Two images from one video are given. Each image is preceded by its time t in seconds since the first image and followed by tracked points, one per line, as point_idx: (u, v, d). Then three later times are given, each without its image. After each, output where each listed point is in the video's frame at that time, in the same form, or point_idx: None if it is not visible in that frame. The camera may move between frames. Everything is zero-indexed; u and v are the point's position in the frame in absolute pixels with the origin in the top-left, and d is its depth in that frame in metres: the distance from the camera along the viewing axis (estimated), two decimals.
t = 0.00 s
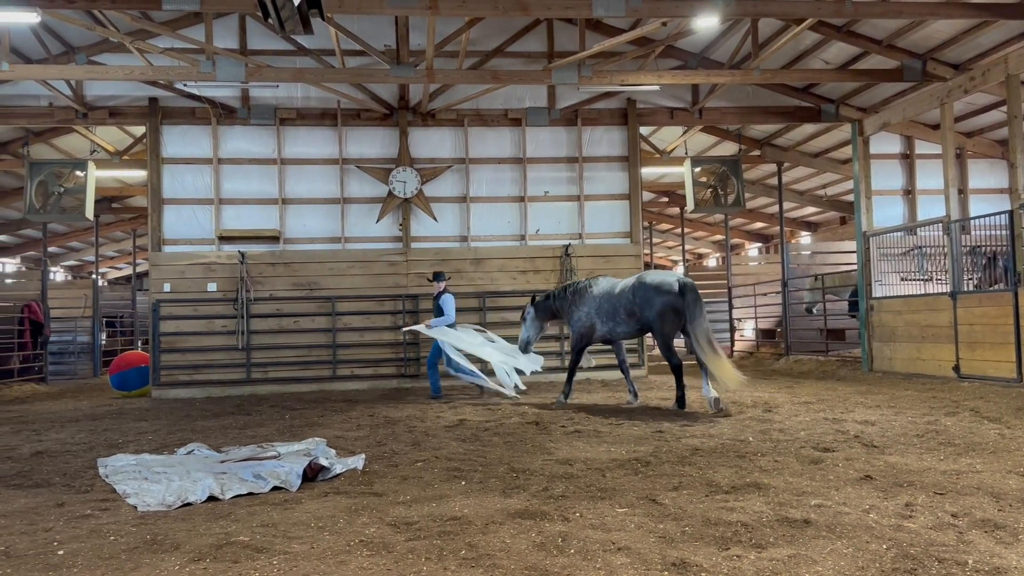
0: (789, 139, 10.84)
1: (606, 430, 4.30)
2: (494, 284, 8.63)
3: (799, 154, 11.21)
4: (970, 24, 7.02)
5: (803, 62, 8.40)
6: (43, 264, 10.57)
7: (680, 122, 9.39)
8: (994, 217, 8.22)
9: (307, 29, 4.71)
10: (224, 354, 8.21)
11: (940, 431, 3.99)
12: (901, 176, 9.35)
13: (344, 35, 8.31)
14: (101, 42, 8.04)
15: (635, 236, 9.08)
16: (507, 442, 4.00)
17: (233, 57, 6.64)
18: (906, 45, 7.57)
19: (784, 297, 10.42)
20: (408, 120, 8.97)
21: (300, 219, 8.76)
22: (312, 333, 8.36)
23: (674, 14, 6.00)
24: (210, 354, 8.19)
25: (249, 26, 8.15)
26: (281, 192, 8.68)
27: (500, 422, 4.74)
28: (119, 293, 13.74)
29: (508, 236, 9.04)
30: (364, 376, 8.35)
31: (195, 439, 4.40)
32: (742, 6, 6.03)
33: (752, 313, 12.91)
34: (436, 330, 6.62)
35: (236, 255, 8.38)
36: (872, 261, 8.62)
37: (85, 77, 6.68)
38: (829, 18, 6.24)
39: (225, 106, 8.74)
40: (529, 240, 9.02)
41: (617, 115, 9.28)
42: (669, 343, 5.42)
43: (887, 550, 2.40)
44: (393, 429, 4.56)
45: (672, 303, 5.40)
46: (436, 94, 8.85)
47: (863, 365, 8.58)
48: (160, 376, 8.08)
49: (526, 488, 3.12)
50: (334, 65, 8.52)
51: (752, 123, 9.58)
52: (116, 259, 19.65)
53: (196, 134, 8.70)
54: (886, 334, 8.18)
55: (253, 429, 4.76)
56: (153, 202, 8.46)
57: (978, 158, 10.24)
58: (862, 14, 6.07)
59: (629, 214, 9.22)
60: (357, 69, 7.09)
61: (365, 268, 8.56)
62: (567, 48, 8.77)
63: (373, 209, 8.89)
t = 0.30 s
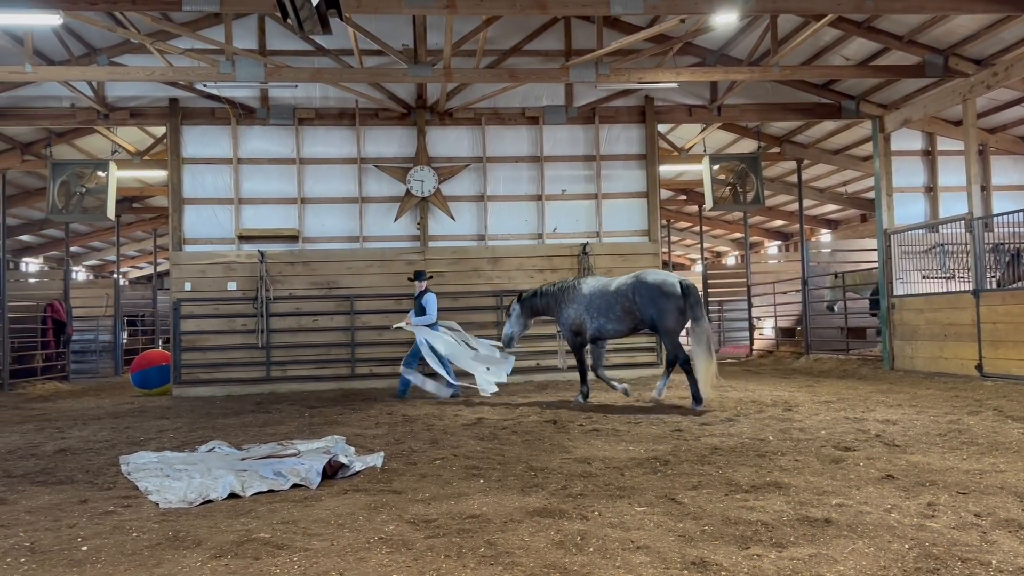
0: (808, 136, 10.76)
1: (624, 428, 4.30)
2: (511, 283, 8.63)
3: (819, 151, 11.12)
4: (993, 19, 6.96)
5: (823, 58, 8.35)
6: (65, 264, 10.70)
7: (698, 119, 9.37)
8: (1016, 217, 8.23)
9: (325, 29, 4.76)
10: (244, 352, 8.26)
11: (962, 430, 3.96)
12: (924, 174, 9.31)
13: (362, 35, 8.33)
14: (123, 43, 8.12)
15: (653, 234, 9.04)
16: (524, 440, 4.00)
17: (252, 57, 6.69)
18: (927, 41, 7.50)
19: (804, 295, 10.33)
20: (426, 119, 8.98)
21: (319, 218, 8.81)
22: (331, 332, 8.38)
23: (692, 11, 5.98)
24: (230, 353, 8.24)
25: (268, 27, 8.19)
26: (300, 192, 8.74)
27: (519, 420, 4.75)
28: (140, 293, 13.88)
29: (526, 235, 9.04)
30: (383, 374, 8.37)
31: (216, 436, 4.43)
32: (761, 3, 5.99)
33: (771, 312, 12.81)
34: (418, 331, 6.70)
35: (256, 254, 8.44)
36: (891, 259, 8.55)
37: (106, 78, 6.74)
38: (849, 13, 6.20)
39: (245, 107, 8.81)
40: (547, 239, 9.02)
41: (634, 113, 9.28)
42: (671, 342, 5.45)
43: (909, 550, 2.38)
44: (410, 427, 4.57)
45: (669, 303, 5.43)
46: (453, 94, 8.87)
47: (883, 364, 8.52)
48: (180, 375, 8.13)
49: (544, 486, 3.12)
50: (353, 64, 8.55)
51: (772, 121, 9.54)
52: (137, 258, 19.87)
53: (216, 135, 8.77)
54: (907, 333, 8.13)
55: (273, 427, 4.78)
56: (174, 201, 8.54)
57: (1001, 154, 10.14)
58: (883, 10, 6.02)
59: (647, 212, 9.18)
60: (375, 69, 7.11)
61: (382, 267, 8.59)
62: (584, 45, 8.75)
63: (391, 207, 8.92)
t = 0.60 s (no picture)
0: (830, 133, 10.67)
1: (643, 427, 4.30)
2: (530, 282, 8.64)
3: (840, 148, 11.03)
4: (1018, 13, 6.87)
5: (844, 54, 8.28)
6: (89, 263, 10.83)
7: (717, 116, 9.33)
8: None
9: (345, 28, 4.78)
10: (266, 351, 8.32)
11: (989, 430, 3.90)
12: (947, 170, 9.14)
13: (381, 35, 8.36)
14: (145, 45, 8.21)
15: (673, 232, 9.00)
16: (544, 439, 4.00)
17: (272, 58, 6.74)
18: (950, 36, 7.42)
19: (825, 293, 10.26)
20: (445, 118, 8.99)
21: (338, 217, 8.86)
22: (352, 331, 8.43)
23: (711, 8, 5.96)
24: (252, 351, 8.30)
25: (288, 27, 8.23)
26: (320, 191, 8.79)
27: (539, 419, 4.75)
28: (163, 292, 14.01)
29: (544, 234, 9.04)
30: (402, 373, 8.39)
31: (238, 434, 4.46)
32: None
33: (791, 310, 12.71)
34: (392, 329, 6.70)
35: (277, 253, 8.51)
36: (915, 256, 8.51)
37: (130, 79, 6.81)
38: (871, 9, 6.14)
39: (266, 107, 8.87)
40: (565, 237, 9.00)
41: (654, 111, 9.22)
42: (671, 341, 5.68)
43: (932, 550, 2.36)
44: (429, 426, 4.58)
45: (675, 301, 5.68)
46: (472, 92, 8.90)
47: (906, 363, 8.47)
48: (202, 373, 8.19)
49: (564, 485, 3.12)
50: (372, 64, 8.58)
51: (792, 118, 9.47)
52: (160, 258, 20.10)
53: (238, 135, 8.84)
54: (930, 332, 8.07)
55: (294, 425, 4.81)
56: (196, 201, 8.61)
57: None
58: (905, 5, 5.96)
59: (666, 210, 9.15)
60: (394, 69, 7.13)
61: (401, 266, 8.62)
62: (603, 43, 8.73)
63: (410, 206, 8.95)
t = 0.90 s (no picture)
0: (853, 129, 10.58)
1: (665, 426, 4.29)
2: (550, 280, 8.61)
3: (863, 145, 10.93)
4: None
5: (868, 50, 8.21)
6: (114, 262, 10.96)
7: (740, 113, 9.28)
8: None
9: (366, 28, 4.82)
10: (289, 349, 8.38)
11: (1016, 430, 3.85)
12: (973, 167, 8.93)
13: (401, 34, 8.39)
14: (168, 46, 8.30)
15: (694, 229, 8.94)
16: (564, 437, 4.00)
17: (294, 58, 6.79)
18: (976, 31, 7.33)
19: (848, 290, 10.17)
20: (465, 117, 9.00)
21: (360, 216, 8.91)
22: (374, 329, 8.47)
23: (733, 4, 5.92)
24: (275, 349, 8.36)
25: (310, 27, 8.28)
26: (341, 191, 8.84)
27: (559, 417, 4.76)
28: (186, 290, 14.13)
29: (564, 232, 9.03)
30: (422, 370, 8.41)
31: (260, 431, 4.50)
32: None
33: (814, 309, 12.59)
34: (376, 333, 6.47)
35: (298, 252, 8.55)
36: (940, 254, 8.42)
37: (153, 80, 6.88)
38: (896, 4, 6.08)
39: (288, 107, 8.94)
40: (586, 235, 8.99)
41: (675, 108, 9.16)
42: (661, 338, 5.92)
43: (959, 550, 2.34)
44: (450, 424, 4.59)
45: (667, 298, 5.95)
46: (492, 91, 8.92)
47: (931, 361, 8.40)
48: (226, 370, 8.26)
49: (585, 483, 3.12)
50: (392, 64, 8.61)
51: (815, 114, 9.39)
52: (184, 256, 20.29)
53: (261, 135, 8.91)
54: (956, 330, 7.99)
55: (316, 422, 4.84)
56: (220, 201, 8.69)
57: None
58: None
59: (687, 207, 9.09)
60: (414, 68, 7.15)
61: (422, 264, 8.63)
62: (623, 41, 8.71)
63: (431, 205, 8.98)
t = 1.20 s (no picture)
0: (879, 126, 10.47)
1: (687, 424, 4.28)
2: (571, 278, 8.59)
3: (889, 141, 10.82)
4: None
5: (893, 46, 8.12)
6: (139, 262, 11.10)
7: (763, 110, 9.19)
8: None
9: (388, 28, 4.87)
10: (312, 347, 8.44)
11: None
12: (1000, 163, 9.02)
13: (423, 34, 8.41)
14: (192, 46, 8.39)
15: (716, 227, 8.88)
16: (585, 436, 4.00)
17: (317, 58, 6.85)
18: (1004, 26, 7.22)
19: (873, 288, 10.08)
20: (486, 115, 9.01)
21: (381, 215, 8.95)
22: (396, 327, 8.52)
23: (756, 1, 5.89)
24: (298, 347, 8.43)
25: (332, 27, 8.32)
26: (363, 189, 8.90)
27: (580, 415, 4.76)
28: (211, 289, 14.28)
29: (586, 230, 9.02)
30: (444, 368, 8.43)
31: (284, 428, 4.54)
32: None
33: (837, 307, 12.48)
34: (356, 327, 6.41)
35: (321, 251, 8.60)
36: (966, 251, 8.30)
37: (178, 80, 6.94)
38: None
39: (311, 107, 9.00)
40: (607, 234, 8.97)
41: (697, 105, 9.12)
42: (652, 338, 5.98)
43: (987, 550, 2.32)
44: (471, 421, 4.61)
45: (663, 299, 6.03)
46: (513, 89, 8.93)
47: (957, 360, 8.30)
48: (250, 368, 8.35)
49: (607, 482, 3.12)
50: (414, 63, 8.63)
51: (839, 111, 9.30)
52: (209, 255, 20.50)
53: (284, 135, 8.97)
54: (983, 328, 7.90)
55: (338, 420, 4.87)
56: (245, 200, 8.78)
57: None
58: None
59: (709, 204, 9.04)
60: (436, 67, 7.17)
61: (443, 263, 8.64)
62: (645, 38, 8.67)
63: (452, 204, 9.01)
